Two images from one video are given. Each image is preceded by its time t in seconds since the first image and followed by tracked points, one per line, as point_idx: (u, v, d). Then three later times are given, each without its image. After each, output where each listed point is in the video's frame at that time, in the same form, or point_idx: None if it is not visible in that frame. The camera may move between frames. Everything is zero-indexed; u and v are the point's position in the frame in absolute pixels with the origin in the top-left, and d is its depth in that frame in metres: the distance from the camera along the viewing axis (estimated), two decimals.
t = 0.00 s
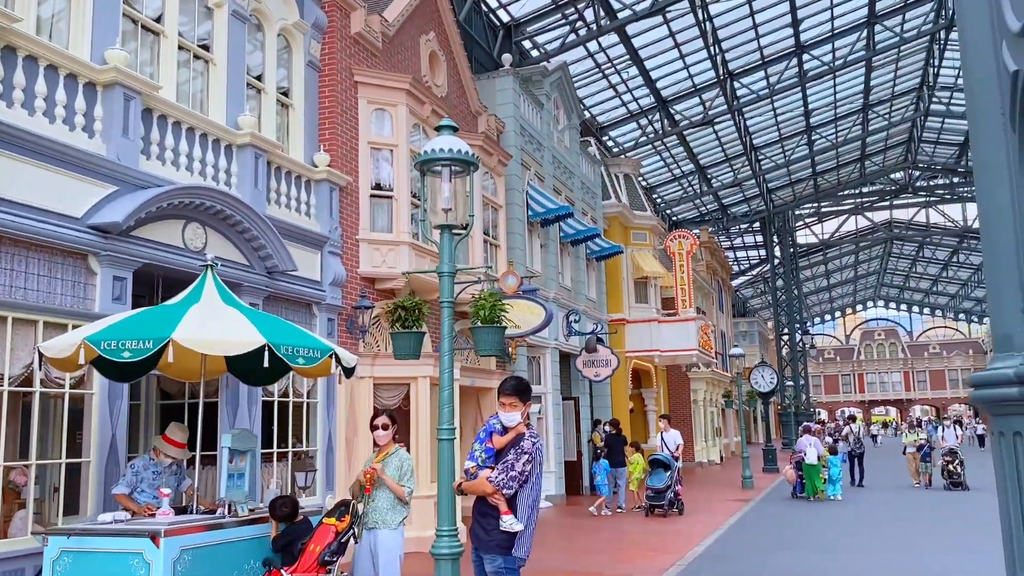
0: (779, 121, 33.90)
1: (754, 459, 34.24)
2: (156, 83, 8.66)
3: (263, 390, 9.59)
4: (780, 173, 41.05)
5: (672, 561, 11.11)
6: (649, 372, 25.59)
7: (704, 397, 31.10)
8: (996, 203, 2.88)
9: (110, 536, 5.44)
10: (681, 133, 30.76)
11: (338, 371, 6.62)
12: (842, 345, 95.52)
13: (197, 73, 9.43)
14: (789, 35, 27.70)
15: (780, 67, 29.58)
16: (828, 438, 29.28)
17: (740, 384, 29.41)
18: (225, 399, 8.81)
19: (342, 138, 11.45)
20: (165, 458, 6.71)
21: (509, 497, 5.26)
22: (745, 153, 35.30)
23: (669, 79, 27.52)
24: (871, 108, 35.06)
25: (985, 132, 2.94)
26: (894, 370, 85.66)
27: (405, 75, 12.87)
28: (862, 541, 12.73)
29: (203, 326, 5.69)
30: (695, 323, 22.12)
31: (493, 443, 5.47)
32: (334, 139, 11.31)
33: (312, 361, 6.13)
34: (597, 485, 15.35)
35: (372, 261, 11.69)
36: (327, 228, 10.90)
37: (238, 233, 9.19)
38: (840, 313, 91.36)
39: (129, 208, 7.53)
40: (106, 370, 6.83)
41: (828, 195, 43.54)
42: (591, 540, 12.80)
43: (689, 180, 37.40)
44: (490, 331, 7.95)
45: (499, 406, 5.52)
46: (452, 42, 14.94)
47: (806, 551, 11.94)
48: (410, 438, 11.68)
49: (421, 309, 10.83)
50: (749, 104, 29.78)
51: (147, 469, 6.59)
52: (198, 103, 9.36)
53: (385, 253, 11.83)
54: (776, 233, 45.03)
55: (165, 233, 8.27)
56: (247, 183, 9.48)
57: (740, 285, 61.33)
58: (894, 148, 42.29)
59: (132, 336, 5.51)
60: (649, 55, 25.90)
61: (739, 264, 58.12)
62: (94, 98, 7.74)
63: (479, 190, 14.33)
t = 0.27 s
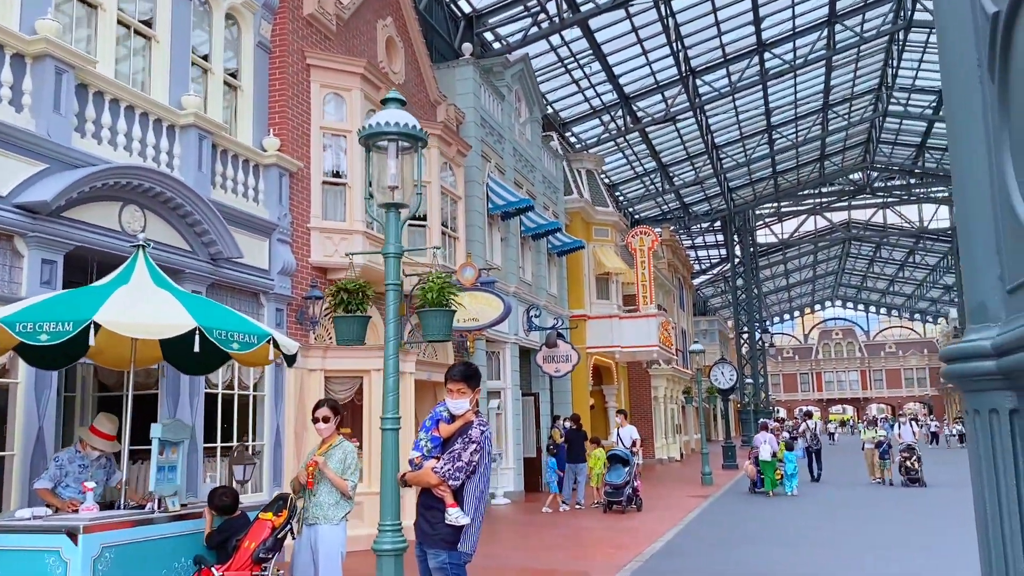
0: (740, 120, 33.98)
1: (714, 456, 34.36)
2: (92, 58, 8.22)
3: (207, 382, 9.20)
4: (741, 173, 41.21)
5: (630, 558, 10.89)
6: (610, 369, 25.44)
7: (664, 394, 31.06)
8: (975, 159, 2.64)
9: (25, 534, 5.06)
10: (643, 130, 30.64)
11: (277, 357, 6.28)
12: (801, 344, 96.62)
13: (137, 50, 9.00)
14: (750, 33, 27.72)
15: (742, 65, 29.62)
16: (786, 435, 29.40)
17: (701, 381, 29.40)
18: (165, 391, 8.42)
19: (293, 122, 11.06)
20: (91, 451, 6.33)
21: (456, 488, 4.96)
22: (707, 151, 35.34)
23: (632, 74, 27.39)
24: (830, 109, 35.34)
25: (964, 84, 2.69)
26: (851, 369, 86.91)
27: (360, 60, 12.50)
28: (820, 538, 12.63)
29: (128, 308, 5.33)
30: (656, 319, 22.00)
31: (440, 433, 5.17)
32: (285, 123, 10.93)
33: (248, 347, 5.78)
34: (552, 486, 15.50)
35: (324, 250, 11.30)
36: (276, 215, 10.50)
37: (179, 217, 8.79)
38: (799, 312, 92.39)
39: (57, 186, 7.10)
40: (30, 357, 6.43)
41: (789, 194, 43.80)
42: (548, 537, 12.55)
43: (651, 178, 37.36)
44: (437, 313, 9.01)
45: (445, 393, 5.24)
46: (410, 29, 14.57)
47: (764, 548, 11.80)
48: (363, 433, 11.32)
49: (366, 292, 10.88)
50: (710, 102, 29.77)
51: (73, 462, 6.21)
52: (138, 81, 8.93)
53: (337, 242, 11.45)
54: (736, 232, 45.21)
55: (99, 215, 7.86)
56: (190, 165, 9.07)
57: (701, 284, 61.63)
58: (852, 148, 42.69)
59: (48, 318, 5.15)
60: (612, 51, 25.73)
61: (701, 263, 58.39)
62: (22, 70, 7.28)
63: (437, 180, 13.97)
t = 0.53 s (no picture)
0: (702, 117, 33.90)
1: (674, 454, 34.29)
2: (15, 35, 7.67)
3: (141, 382, 8.71)
4: (702, 171, 41.20)
5: (589, 562, 10.55)
6: (571, 367, 25.17)
7: (625, 392, 30.88)
8: (962, 138, 2.36)
9: None
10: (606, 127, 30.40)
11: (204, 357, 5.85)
12: (759, 342, 97.48)
13: (66, 28, 8.45)
14: (713, 30, 27.60)
15: (704, 62, 29.50)
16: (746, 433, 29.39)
17: (661, 379, 29.26)
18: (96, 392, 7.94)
19: (238, 109, 10.56)
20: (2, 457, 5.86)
21: (394, 501, 4.50)
22: (669, 149, 35.20)
23: (594, 70, 27.12)
24: (791, 107, 35.44)
25: (949, 60, 2.42)
26: (809, 367, 87.90)
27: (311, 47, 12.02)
28: (781, 539, 12.41)
29: (34, 303, 4.87)
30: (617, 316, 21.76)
31: (379, 441, 4.68)
32: (229, 109, 10.43)
33: (170, 345, 5.34)
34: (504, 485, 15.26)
35: (271, 244, 10.80)
36: (218, 206, 10.00)
37: (111, 206, 8.27)
38: (758, 310, 93.17)
39: None
40: None
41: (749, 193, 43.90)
42: (505, 540, 12.17)
43: (614, 175, 37.14)
44: (376, 314, 9.59)
45: (386, 397, 4.73)
46: (365, 16, 14.08)
47: (726, 549, 11.55)
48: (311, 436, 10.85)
49: (300, 287, 10.18)
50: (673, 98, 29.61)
51: None
52: (67, 61, 8.37)
53: (285, 235, 10.96)
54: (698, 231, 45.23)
55: (21, 203, 7.31)
56: (124, 152, 8.54)
57: (662, 282, 61.76)
58: (812, 148, 42.91)
59: None
60: (574, 45, 25.42)
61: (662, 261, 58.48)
62: None
63: (392, 172, 13.52)
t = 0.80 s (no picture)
0: (667, 111, 33.75)
1: (637, 448, 34.23)
2: None
3: (79, 377, 8.19)
4: (667, 166, 41.10)
5: (554, 562, 10.24)
6: (535, 360, 24.86)
7: (588, 386, 30.69)
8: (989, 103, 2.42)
9: None
10: (571, 119, 30.07)
11: (134, 352, 5.40)
12: (721, 336, 98.17)
13: None
14: (679, 23, 27.42)
15: (670, 55, 29.32)
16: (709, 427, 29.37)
17: (625, 373, 29.09)
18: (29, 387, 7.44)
19: (186, 90, 10.03)
20: None
21: (342, 509, 3.99)
22: (634, 143, 34.97)
23: (559, 61, 26.78)
24: (755, 102, 35.42)
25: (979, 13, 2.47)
26: (769, 361, 88.78)
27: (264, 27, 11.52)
28: (748, 536, 12.22)
29: None
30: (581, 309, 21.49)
31: (326, 443, 4.11)
32: (177, 91, 9.91)
33: (92, 338, 4.90)
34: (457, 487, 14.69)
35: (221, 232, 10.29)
36: (163, 192, 9.48)
37: (46, 190, 7.76)
38: (720, 304, 93.78)
39: None
40: None
41: (713, 188, 43.90)
42: (467, 539, 11.82)
43: (579, 168, 36.84)
44: (324, 303, 9.18)
45: (333, 395, 4.14)
46: None
47: (693, 547, 11.32)
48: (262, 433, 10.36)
49: (241, 274, 9.40)
50: (638, 91, 29.37)
51: None
52: None
53: (236, 223, 10.45)
54: (662, 225, 45.15)
55: None
56: (61, 133, 8.01)
57: (626, 276, 61.79)
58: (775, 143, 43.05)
59: None
60: (540, 35, 25.06)
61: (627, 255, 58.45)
62: None
63: (350, 159, 13.05)
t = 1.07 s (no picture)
0: (637, 102, 33.55)
1: (604, 441, 34.11)
2: None
3: (21, 368, 7.70)
4: (636, 158, 40.97)
5: (522, 560, 9.94)
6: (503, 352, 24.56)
7: (557, 378, 30.49)
8: None
9: None
10: (540, 108, 29.75)
11: (71, 343, 5.06)
12: (688, 328, 98.69)
13: None
14: (650, 13, 27.19)
15: (639, 46, 29.10)
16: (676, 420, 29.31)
17: (594, 365, 28.91)
18: None
19: (139, 67, 9.55)
20: None
21: (298, 512, 3.58)
22: (603, 134, 34.66)
23: (529, 50, 26.43)
24: (724, 95, 35.36)
25: None
26: (734, 353, 89.45)
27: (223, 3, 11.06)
28: (719, 533, 12.02)
29: None
30: (551, 301, 21.23)
31: (279, 441, 3.72)
32: (129, 67, 9.42)
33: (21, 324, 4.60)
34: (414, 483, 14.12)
35: (175, 217, 9.79)
36: (114, 174, 8.99)
37: None
38: (686, 297, 94.22)
39: None
40: None
41: (681, 181, 43.78)
42: (433, 536, 11.47)
43: (548, 159, 36.54)
44: (274, 288, 8.72)
45: (288, 387, 3.75)
46: None
47: (664, 545, 11.08)
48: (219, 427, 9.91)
49: (184, 256, 8.53)
50: (608, 81, 29.12)
51: None
52: None
53: (192, 208, 9.99)
54: (631, 217, 45.05)
55: None
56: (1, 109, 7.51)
57: (594, 268, 61.71)
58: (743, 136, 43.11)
59: None
60: (509, 22, 24.68)
61: (595, 247, 58.34)
62: None
63: (313, 143, 12.66)
